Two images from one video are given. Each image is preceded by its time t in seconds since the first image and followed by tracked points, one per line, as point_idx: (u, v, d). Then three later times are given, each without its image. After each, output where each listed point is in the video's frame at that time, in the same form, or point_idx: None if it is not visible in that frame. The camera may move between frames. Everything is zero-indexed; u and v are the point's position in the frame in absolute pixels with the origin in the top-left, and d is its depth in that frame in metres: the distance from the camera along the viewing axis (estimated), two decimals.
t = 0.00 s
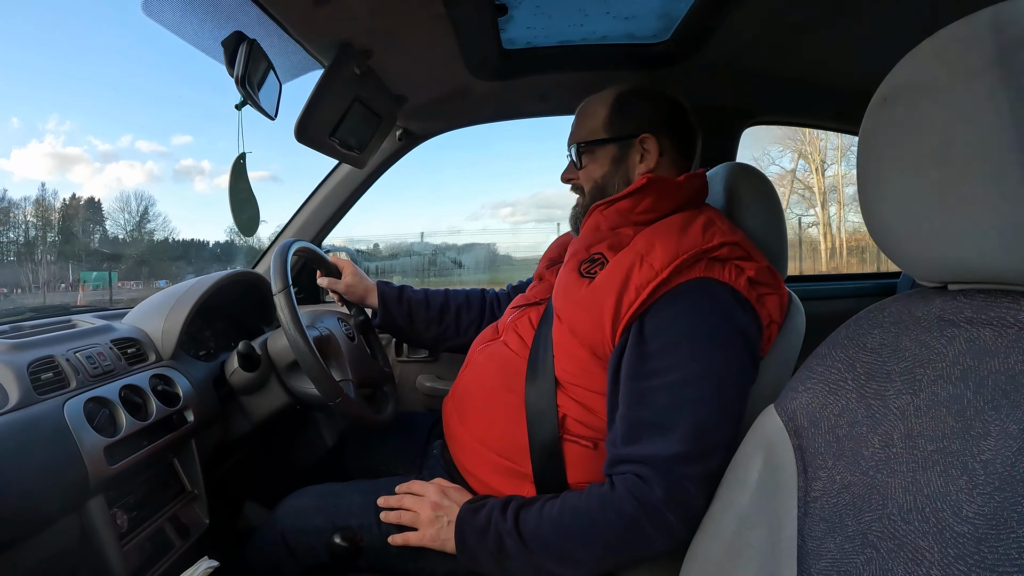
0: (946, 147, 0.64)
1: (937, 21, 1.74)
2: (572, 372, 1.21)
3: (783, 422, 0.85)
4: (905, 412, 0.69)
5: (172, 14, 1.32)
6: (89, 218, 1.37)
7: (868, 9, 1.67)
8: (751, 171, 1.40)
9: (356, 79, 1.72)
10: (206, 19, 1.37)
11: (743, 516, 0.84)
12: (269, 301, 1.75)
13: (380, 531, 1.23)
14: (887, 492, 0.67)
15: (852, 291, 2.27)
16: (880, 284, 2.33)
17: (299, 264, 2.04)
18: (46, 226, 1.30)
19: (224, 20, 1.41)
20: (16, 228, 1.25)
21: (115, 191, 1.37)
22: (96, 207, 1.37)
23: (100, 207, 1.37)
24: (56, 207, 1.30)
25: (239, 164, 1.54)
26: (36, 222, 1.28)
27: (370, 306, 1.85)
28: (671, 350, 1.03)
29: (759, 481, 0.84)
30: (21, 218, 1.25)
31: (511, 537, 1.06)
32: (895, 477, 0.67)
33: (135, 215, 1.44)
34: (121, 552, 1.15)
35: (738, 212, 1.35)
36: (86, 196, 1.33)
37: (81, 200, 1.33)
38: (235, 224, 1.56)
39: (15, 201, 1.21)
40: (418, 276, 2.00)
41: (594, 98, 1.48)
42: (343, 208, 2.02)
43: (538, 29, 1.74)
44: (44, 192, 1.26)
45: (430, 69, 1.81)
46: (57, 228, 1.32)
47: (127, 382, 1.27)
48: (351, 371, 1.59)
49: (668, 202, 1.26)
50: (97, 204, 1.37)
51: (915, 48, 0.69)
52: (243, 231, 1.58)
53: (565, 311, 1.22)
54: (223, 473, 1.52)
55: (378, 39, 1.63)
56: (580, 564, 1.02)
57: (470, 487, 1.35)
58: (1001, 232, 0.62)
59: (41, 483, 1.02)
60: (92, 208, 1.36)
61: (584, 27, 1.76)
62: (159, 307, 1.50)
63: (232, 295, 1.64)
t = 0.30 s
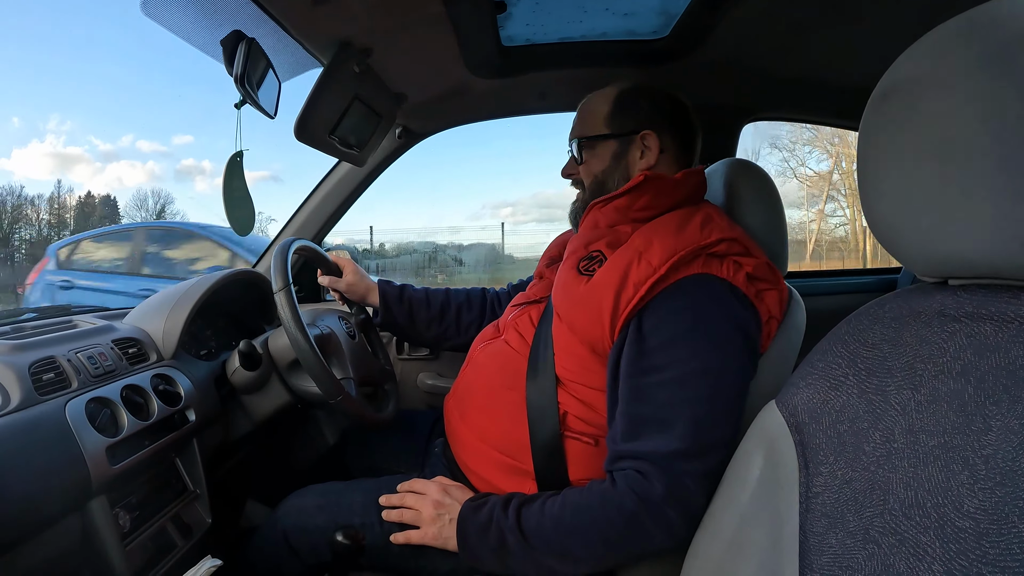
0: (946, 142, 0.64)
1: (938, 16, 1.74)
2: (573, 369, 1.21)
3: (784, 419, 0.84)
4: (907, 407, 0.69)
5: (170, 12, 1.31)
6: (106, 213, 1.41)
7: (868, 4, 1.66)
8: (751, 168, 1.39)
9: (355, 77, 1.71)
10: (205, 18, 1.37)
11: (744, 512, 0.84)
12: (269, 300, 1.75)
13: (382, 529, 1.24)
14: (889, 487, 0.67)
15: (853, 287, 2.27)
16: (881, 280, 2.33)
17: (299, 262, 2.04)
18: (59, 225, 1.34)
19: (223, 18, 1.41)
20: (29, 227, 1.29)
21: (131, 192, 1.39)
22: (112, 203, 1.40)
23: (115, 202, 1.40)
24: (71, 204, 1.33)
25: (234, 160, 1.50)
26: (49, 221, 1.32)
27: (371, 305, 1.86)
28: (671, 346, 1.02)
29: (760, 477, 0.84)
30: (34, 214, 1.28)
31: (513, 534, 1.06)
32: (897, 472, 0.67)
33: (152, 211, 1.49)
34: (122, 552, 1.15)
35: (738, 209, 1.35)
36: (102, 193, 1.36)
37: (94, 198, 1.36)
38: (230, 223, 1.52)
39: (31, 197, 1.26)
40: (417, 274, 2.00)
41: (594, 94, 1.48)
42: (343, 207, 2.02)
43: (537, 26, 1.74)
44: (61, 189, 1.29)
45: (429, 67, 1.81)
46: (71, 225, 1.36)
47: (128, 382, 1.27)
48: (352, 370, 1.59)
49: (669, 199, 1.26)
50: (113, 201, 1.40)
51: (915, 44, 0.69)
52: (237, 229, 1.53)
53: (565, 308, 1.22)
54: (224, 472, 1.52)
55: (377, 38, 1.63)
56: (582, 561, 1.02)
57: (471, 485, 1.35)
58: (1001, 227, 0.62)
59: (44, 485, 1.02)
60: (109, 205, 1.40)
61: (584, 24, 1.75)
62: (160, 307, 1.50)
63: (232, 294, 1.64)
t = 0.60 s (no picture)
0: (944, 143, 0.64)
1: (938, 17, 1.74)
2: (573, 368, 1.21)
3: (783, 418, 0.84)
4: (905, 408, 0.69)
5: (170, 9, 1.31)
6: (124, 213, 1.40)
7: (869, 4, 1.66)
8: (752, 167, 1.39)
9: (356, 75, 1.71)
10: (207, 15, 1.37)
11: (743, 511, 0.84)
12: (270, 298, 1.74)
13: (380, 526, 1.24)
14: (888, 488, 0.67)
15: (853, 287, 2.27)
16: (880, 281, 2.33)
17: (299, 258, 2.04)
18: (74, 224, 1.32)
19: (224, 16, 1.41)
20: (44, 224, 1.27)
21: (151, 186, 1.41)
22: (129, 203, 1.40)
23: (132, 201, 1.40)
24: (88, 201, 1.32)
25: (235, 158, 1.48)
26: (65, 219, 1.30)
27: (370, 302, 1.84)
28: (671, 346, 1.02)
29: (759, 477, 0.84)
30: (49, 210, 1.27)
31: (512, 532, 1.06)
32: (896, 472, 0.67)
33: (169, 210, 1.49)
34: (121, 548, 1.15)
35: (739, 208, 1.35)
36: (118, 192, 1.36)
37: (110, 196, 1.35)
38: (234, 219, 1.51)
39: (48, 193, 1.25)
40: (418, 273, 2.00)
41: (596, 93, 1.48)
42: (343, 204, 2.02)
43: (537, 24, 1.74)
44: (77, 186, 1.28)
45: (430, 64, 1.81)
46: (87, 224, 1.34)
47: (128, 378, 1.27)
48: (352, 367, 1.59)
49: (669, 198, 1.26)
50: (130, 200, 1.40)
51: (920, 43, 0.69)
52: (239, 225, 1.51)
53: (566, 308, 1.22)
54: (223, 468, 1.52)
55: (378, 35, 1.63)
56: (581, 560, 1.02)
57: (470, 483, 1.35)
58: (1000, 229, 0.62)
59: (44, 482, 1.02)
60: (127, 202, 1.40)
61: (585, 22, 1.75)
62: (158, 304, 1.49)
63: (232, 291, 1.64)
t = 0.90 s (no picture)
0: (944, 139, 0.64)
1: (939, 14, 1.74)
2: (572, 365, 1.21)
3: (782, 415, 0.84)
4: (905, 404, 0.69)
5: (168, 8, 1.31)
6: (143, 211, 1.46)
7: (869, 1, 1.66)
8: (752, 163, 1.39)
9: (356, 73, 1.71)
10: (206, 14, 1.37)
11: (742, 508, 0.84)
12: (269, 296, 1.74)
13: (381, 524, 1.24)
14: (888, 485, 0.67)
15: (853, 284, 2.27)
16: (880, 277, 2.33)
17: (298, 257, 2.04)
18: (88, 222, 1.38)
19: (223, 14, 1.41)
20: (63, 221, 1.34)
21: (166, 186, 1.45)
22: (147, 201, 1.45)
23: (149, 198, 1.45)
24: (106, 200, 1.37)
25: (235, 159, 1.53)
26: (80, 216, 1.36)
27: (369, 300, 1.84)
28: (670, 343, 1.02)
29: (759, 473, 0.84)
30: (68, 208, 1.33)
31: (512, 529, 1.06)
32: (896, 469, 0.67)
33: (187, 209, 1.54)
34: (122, 547, 1.15)
35: (738, 205, 1.34)
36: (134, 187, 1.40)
37: (128, 194, 1.40)
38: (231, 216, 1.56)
39: (68, 191, 1.31)
40: (417, 271, 2.00)
41: (595, 90, 1.47)
42: (342, 203, 2.02)
43: (537, 21, 1.73)
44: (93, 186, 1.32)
45: (430, 62, 1.81)
46: (105, 221, 1.40)
47: (128, 377, 1.27)
48: (351, 365, 1.59)
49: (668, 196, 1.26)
50: (147, 197, 1.45)
51: (918, 38, 0.68)
52: (236, 224, 1.57)
53: (564, 306, 1.22)
54: (222, 466, 1.52)
55: (377, 33, 1.63)
56: (581, 557, 1.02)
57: (470, 480, 1.35)
58: (999, 226, 0.63)
59: (45, 481, 1.02)
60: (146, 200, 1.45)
61: (584, 19, 1.75)
62: (157, 302, 1.49)
63: (231, 290, 1.64)
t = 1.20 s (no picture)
0: (945, 148, 0.64)
1: (936, 23, 1.74)
2: (572, 375, 1.20)
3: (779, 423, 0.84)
4: (905, 412, 0.69)
5: (168, 14, 1.31)
6: (163, 207, 1.48)
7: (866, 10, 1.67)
8: (751, 172, 1.39)
9: (356, 80, 1.72)
10: (207, 20, 1.38)
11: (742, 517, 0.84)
12: (268, 303, 1.74)
13: (379, 533, 1.23)
14: (888, 493, 0.67)
15: (851, 292, 2.27)
16: (879, 285, 2.34)
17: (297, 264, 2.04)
18: (102, 222, 1.37)
19: (223, 21, 1.41)
20: (82, 220, 1.34)
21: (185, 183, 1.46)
22: (167, 198, 1.47)
23: (168, 197, 1.46)
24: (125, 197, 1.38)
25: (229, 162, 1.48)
26: (95, 215, 1.35)
27: (369, 310, 1.85)
28: (671, 354, 1.02)
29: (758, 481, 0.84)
30: (85, 206, 1.32)
31: (511, 540, 1.06)
32: (895, 477, 0.67)
33: (204, 207, 1.55)
34: (119, 555, 1.14)
35: (739, 214, 1.34)
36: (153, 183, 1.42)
37: (145, 190, 1.42)
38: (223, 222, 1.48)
39: (87, 187, 1.30)
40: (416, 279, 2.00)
41: (596, 100, 1.48)
42: (342, 210, 2.02)
43: (536, 30, 1.74)
44: (112, 181, 1.32)
45: (430, 69, 1.81)
46: (122, 218, 1.41)
47: (126, 384, 1.27)
48: (349, 372, 1.59)
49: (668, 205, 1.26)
50: (166, 194, 1.46)
51: (918, 46, 0.69)
52: (228, 230, 1.49)
53: (565, 316, 1.22)
54: (218, 475, 1.52)
55: (377, 40, 1.63)
56: (580, 567, 1.02)
57: (469, 489, 1.34)
58: (999, 234, 0.63)
59: (41, 488, 1.02)
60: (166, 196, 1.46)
61: (584, 28, 1.76)
62: (156, 310, 1.49)
63: (229, 296, 1.64)
